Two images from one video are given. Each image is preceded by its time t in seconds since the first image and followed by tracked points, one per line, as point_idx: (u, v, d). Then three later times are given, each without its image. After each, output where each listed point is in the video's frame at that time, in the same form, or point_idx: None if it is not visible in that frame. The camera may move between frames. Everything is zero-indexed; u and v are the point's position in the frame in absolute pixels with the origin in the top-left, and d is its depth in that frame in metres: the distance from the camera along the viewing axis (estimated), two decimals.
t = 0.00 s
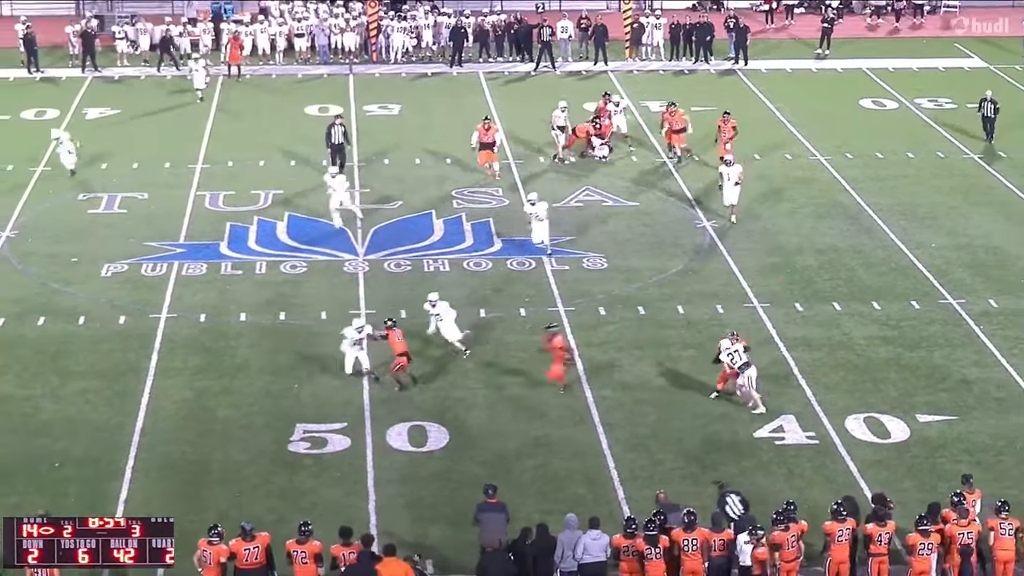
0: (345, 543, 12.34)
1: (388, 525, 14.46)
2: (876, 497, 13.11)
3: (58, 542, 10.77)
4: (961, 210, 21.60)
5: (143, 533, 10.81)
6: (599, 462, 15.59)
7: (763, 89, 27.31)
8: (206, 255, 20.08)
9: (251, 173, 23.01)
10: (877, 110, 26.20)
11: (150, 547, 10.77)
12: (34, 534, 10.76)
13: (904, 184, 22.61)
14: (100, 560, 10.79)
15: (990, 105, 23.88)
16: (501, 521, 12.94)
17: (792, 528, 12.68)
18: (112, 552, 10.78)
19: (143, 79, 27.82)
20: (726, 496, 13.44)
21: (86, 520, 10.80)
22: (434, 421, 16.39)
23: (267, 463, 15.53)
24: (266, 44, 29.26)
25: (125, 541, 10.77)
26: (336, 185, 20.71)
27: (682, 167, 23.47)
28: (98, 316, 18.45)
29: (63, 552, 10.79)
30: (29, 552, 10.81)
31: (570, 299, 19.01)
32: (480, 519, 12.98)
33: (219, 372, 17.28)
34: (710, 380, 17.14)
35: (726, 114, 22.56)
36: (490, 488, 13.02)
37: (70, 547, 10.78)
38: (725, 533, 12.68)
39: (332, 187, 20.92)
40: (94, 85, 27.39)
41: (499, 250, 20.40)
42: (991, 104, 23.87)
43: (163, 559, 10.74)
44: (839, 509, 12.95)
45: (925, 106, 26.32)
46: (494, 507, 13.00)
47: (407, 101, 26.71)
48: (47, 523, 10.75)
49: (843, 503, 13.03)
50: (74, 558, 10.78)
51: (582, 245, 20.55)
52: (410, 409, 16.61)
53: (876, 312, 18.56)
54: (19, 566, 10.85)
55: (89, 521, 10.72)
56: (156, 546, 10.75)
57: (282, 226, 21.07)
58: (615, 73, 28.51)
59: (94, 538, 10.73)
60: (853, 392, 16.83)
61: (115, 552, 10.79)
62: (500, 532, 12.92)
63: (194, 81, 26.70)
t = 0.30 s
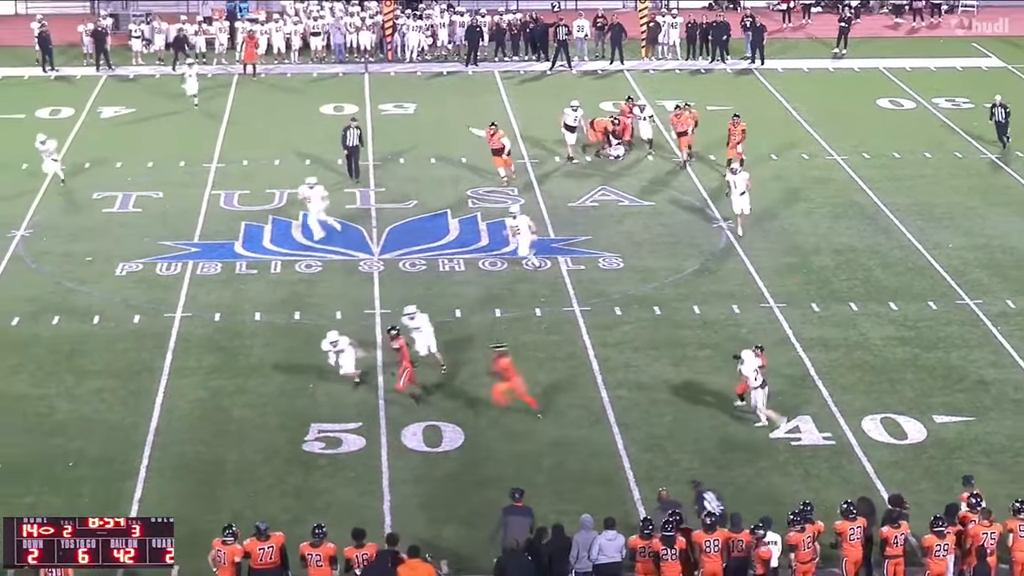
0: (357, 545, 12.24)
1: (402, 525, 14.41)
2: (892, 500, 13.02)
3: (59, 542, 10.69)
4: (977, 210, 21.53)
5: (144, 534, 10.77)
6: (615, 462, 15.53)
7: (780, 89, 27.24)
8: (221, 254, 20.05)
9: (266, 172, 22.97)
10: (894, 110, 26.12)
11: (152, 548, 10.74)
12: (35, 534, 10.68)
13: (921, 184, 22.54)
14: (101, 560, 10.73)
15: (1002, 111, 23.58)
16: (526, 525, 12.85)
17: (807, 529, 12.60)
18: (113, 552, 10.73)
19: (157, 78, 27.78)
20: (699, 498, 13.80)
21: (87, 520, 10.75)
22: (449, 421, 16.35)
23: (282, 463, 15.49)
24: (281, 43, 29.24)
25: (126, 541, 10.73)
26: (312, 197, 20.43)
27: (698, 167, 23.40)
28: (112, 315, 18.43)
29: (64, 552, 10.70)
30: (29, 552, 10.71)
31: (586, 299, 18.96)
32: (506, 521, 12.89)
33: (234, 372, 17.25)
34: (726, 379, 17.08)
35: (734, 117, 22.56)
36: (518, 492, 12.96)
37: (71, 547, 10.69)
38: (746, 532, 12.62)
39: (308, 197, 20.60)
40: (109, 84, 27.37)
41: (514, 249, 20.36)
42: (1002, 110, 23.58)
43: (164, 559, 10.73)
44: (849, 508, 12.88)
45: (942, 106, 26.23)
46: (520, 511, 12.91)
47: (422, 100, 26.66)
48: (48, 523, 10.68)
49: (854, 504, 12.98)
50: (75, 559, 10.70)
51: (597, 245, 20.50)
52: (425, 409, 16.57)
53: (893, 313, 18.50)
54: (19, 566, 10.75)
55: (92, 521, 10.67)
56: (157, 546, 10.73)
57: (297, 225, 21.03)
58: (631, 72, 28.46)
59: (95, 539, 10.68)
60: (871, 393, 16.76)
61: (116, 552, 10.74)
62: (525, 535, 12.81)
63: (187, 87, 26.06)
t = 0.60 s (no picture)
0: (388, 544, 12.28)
1: (429, 524, 14.50)
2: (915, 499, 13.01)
3: (58, 542, 10.64)
4: (1002, 211, 21.55)
5: (143, 533, 10.72)
6: (641, 461, 15.61)
7: (806, 89, 27.28)
8: (249, 253, 20.19)
9: (295, 172, 23.09)
10: (920, 111, 26.14)
11: (150, 548, 10.69)
12: (34, 534, 10.64)
13: (947, 185, 22.57)
14: (100, 560, 10.68)
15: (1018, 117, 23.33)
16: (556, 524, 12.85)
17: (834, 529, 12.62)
18: (112, 552, 10.68)
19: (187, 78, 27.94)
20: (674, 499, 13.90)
21: (87, 520, 10.70)
22: (476, 420, 16.44)
23: (309, 461, 15.61)
24: (310, 43, 29.40)
25: (125, 541, 10.67)
26: (283, 211, 20.12)
27: (723, 167, 23.47)
28: (141, 313, 18.57)
29: (63, 552, 10.66)
30: (28, 552, 10.67)
31: (611, 298, 19.04)
32: (536, 519, 12.91)
33: (262, 370, 17.38)
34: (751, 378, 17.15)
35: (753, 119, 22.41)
36: (549, 491, 12.99)
37: (70, 547, 10.65)
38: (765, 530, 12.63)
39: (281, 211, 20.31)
40: (140, 83, 27.53)
41: (540, 249, 20.45)
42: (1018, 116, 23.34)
43: (163, 559, 10.68)
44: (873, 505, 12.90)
45: (967, 107, 26.24)
46: (551, 510, 12.92)
47: (449, 100, 26.78)
48: (47, 523, 10.63)
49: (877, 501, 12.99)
50: (74, 558, 10.66)
51: (622, 245, 20.57)
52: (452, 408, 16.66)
53: (918, 313, 18.55)
54: (19, 565, 10.73)
55: (90, 521, 10.61)
56: (156, 546, 10.68)
57: (325, 224, 21.15)
58: (657, 73, 28.53)
59: (94, 538, 10.63)
60: (897, 393, 16.81)
61: (115, 552, 10.69)
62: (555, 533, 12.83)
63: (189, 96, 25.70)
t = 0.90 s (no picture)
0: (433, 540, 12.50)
1: (464, 520, 14.77)
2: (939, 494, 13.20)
3: (58, 542, 10.62)
4: None
5: (144, 533, 10.66)
6: (674, 459, 15.85)
7: (838, 93, 27.49)
8: (289, 253, 20.53)
9: (333, 172, 23.42)
10: (950, 114, 26.31)
11: (151, 548, 10.63)
12: (34, 534, 10.62)
13: (977, 187, 22.75)
14: (100, 560, 10.66)
15: None
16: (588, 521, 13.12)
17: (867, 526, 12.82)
18: (112, 552, 10.65)
19: (228, 80, 28.33)
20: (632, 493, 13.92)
21: (87, 520, 10.66)
22: (511, 418, 16.71)
23: (347, 458, 15.90)
24: (349, 46, 29.79)
25: (125, 541, 10.63)
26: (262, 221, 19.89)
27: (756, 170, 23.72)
28: (182, 311, 18.92)
29: (62, 552, 10.65)
30: (28, 552, 10.67)
31: (645, 298, 19.31)
32: (569, 517, 13.18)
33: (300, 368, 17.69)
34: (783, 378, 17.39)
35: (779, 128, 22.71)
36: (581, 489, 13.26)
37: (70, 547, 10.63)
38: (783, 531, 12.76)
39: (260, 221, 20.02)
40: (182, 85, 27.91)
41: (575, 249, 20.73)
42: None
43: (163, 559, 10.62)
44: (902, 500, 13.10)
45: (998, 111, 26.39)
46: (583, 509, 13.19)
47: (486, 103, 27.09)
48: (47, 523, 10.61)
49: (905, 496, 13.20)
50: (74, 559, 10.64)
51: (656, 246, 20.83)
52: (488, 406, 16.94)
53: (948, 314, 18.77)
54: (19, 565, 10.72)
55: (90, 522, 10.57)
56: (156, 546, 10.61)
57: (363, 224, 21.47)
58: (691, 77, 28.79)
59: (94, 539, 10.60)
60: (928, 393, 17.03)
61: (115, 552, 10.66)
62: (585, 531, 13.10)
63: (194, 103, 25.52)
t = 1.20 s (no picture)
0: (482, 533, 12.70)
1: (507, 512, 15.26)
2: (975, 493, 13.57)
3: (58, 542, 11.08)
4: None
5: (144, 533, 11.12)
6: (712, 455, 16.32)
7: (874, 99, 27.89)
8: (339, 253, 21.10)
9: (381, 174, 23.99)
10: (984, 120, 26.67)
11: (151, 547, 11.10)
12: (34, 534, 11.06)
13: (1011, 192, 23.11)
14: (100, 560, 11.11)
15: None
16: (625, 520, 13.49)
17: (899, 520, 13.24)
18: (112, 552, 11.10)
19: (279, 85, 28.97)
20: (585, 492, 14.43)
21: (88, 520, 11.13)
22: (554, 414, 17.20)
23: (395, 451, 16.43)
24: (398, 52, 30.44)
25: (125, 541, 11.08)
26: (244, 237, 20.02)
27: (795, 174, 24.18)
28: (235, 308, 19.51)
29: (64, 552, 11.10)
30: (29, 552, 11.10)
31: (685, 298, 19.79)
32: (608, 514, 13.54)
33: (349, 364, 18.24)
34: (820, 377, 17.84)
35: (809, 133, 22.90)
36: (616, 486, 13.61)
37: (71, 547, 11.09)
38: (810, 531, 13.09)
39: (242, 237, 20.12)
40: (236, 90, 28.57)
41: (617, 251, 21.23)
42: None
43: (163, 559, 11.09)
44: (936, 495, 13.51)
45: None
46: (620, 505, 13.54)
47: (531, 107, 27.65)
48: (47, 523, 11.06)
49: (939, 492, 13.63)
50: (74, 558, 11.09)
51: (696, 247, 21.31)
52: (531, 402, 17.44)
53: (982, 316, 19.17)
54: (19, 565, 11.14)
55: (90, 522, 11.03)
56: (156, 546, 11.08)
57: (411, 225, 22.02)
58: (731, 82, 29.25)
59: (94, 538, 11.05)
60: (962, 393, 17.43)
61: (115, 552, 11.11)
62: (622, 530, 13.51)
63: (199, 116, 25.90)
